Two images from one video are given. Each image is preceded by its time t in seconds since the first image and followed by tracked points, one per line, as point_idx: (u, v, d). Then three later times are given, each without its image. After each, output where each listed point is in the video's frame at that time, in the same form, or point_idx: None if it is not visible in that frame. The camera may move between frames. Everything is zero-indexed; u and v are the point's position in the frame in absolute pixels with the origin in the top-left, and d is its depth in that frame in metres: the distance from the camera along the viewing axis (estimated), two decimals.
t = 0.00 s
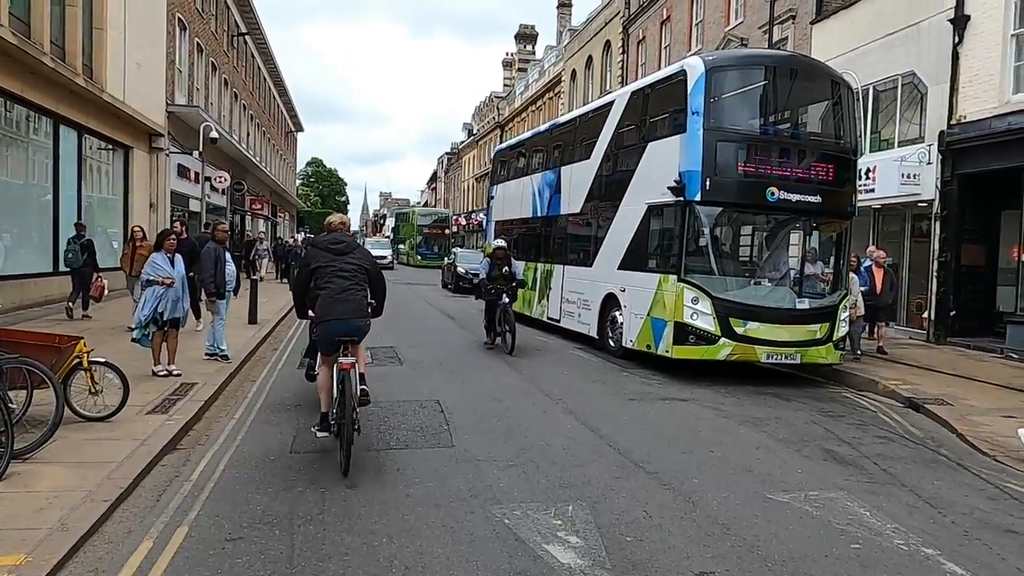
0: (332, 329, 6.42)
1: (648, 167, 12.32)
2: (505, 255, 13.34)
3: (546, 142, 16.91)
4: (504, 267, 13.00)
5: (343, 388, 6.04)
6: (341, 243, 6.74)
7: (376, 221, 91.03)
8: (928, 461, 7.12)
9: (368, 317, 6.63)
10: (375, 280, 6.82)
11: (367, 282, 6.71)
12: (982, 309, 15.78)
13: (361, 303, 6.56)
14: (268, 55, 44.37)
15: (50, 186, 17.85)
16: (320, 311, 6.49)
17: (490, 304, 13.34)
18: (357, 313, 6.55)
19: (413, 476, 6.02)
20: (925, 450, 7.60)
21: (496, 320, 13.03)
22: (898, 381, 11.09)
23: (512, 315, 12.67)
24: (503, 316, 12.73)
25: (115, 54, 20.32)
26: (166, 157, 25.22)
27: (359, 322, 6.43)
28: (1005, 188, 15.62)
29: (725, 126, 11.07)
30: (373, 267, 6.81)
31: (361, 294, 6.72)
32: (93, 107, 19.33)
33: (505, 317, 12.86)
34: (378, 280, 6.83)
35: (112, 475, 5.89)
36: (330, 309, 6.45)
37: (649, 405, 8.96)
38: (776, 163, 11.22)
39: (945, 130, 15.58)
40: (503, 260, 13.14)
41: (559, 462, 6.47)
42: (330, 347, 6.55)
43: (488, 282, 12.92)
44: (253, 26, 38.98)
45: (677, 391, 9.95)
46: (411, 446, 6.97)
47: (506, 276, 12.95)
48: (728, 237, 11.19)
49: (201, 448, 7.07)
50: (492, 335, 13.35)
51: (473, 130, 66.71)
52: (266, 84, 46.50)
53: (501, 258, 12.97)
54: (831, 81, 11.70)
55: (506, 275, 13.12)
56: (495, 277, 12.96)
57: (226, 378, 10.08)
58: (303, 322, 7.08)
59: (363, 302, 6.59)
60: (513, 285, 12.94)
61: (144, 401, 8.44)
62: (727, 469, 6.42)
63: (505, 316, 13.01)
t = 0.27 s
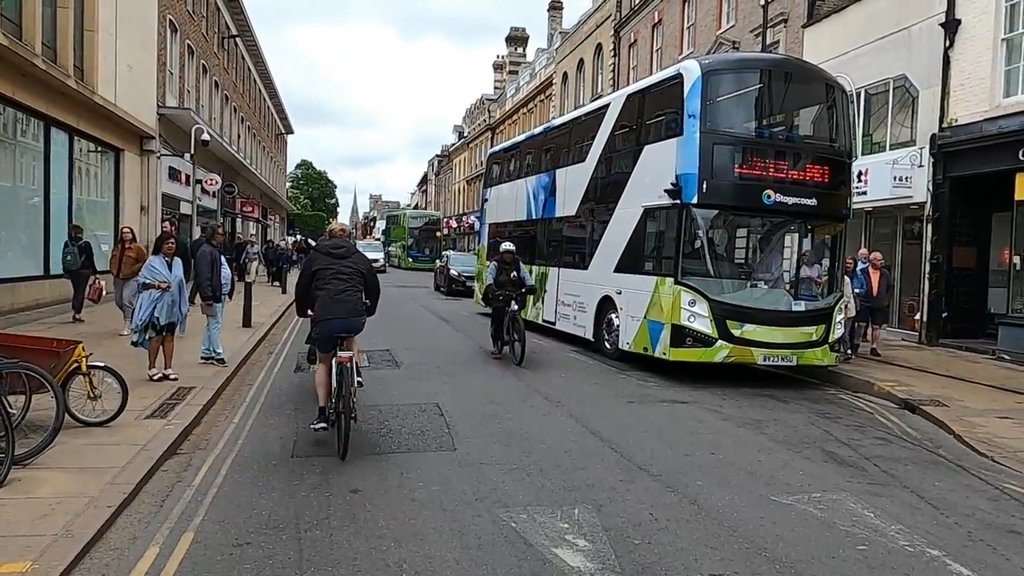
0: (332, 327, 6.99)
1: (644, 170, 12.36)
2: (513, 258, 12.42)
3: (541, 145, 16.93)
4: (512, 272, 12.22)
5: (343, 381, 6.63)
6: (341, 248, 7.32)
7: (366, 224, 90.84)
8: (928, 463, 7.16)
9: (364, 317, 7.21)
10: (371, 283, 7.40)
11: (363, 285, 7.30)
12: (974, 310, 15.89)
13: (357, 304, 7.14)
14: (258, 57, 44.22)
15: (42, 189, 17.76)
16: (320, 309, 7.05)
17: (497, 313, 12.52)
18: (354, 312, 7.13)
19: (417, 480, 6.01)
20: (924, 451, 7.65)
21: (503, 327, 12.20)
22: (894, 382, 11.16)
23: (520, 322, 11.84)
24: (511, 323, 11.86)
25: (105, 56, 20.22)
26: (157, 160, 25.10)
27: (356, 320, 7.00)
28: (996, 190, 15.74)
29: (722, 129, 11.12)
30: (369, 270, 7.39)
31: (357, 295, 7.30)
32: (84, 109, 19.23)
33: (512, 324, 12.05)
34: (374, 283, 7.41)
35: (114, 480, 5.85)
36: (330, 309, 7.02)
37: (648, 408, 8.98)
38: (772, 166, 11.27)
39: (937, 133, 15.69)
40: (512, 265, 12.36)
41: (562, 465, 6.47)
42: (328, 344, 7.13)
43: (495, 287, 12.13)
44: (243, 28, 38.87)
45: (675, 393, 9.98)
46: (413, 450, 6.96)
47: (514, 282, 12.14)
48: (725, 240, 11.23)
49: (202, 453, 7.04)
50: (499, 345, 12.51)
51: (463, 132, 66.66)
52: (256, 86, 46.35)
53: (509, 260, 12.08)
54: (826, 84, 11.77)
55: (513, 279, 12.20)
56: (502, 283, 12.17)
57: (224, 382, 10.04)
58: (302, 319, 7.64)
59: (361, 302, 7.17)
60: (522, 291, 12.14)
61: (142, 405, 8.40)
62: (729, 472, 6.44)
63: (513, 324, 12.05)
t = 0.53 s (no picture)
0: (326, 324, 7.49)
1: (638, 172, 12.39)
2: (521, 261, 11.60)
3: (533, 148, 16.95)
4: (522, 276, 11.46)
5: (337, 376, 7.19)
6: (337, 250, 7.78)
7: (354, 226, 90.64)
8: (926, 463, 7.20)
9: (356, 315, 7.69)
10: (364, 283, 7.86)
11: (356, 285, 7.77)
12: (964, 311, 16.01)
13: (350, 303, 7.62)
14: (246, 60, 44.07)
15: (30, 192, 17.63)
16: (316, 307, 7.54)
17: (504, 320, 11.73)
18: (348, 310, 7.63)
19: (419, 483, 6.00)
20: (921, 451, 7.69)
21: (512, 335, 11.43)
22: (888, 382, 11.22)
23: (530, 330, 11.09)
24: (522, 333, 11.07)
25: (94, 59, 20.10)
26: (146, 163, 24.96)
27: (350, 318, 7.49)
28: (985, 192, 15.86)
29: (716, 131, 11.16)
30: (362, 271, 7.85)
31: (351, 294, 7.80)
32: (72, 112, 19.11)
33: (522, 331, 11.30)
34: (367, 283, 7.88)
35: (115, 485, 5.80)
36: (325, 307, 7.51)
37: (646, 409, 8.99)
38: (767, 168, 11.32)
39: (926, 135, 15.81)
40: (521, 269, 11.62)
41: (563, 467, 6.47)
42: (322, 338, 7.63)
43: (503, 293, 11.37)
44: (231, 30, 38.74)
45: (671, 395, 10.00)
46: (414, 452, 6.94)
47: (524, 286, 11.39)
48: (720, 242, 11.27)
49: (200, 457, 6.99)
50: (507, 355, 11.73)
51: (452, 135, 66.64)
52: (244, 88, 46.21)
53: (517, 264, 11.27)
54: (819, 86, 11.83)
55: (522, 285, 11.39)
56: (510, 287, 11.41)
57: (219, 386, 9.99)
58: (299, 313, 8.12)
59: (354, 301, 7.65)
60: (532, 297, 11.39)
61: (137, 410, 8.34)
62: (731, 473, 6.45)
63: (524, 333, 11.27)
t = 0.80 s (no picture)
0: (315, 322, 7.94)
1: (628, 175, 12.44)
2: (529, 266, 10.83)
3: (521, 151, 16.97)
4: (530, 282, 10.72)
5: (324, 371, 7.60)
6: (325, 254, 8.27)
7: (337, 229, 90.24)
8: (920, 463, 7.26)
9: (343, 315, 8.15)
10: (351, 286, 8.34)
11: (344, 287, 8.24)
12: (948, 311, 16.16)
13: (338, 304, 8.09)
14: (229, 62, 43.82)
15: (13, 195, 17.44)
16: (306, 307, 8.00)
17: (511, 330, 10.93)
18: (336, 310, 8.09)
19: (418, 488, 5.97)
20: (914, 451, 7.76)
21: (520, 346, 10.67)
22: (877, 383, 11.31)
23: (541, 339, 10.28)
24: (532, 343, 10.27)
25: (77, 61, 19.92)
26: (129, 166, 24.76)
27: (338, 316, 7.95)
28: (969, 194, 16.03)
29: (706, 135, 11.22)
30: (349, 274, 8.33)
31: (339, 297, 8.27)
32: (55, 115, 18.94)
33: (531, 341, 10.55)
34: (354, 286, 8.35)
35: (110, 493, 5.74)
36: (314, 307, 7.97)
37: (640, 412, 9.01)
38: (756, 171, 11.39)
39: (910, 138, 15.98)
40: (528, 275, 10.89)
41: (561, 471, 6.47)
42: (311, 337, 8.08)
43: (510, 300, 10.61)
44: (214, 32, 38.51)
45: (663, 397, 10.02)
46: (411, 457, 6.92)
47: (533, 293, 10.66)
48: (711, 244, 11.32)
49: (194, 463, 6.93)
50: (514, 367, 10.97)
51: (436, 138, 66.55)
52: (227, 91, 45.95)
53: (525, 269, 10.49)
54: (807, 90, 11.91)
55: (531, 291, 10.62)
56: (518, 294, 10.66)
57: (209, 391, 9.92)
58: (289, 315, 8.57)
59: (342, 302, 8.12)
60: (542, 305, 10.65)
61: (128, 416, 8.27)
62: (728, 475, 6.47)
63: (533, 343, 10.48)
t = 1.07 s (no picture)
0: (301, 323, 8.38)
1: (617, 179, 12.48)
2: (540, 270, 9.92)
3: (509, 154, 16.97)
4: (540, 288, 9.91)
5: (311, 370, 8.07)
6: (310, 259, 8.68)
7: (320, 232, 89.88)
8: (911, 465, 7.32)
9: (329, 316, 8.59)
10: (336, 289, 8.75)
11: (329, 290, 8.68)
12: (932, 312, 16.32)
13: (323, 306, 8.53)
14: (211, 64, 43.55)
15: None
16: (293, 309, 8.44)
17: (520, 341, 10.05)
18: (321, 311, 8.52)
19: (417, 495, 5.95)
20: (905, 452, 7.82)
21: (530, 357, 9.84)
22: (865, 385, 11.40)
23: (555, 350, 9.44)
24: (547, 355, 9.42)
25: (58, 64, 19.78)
26: (110, 169, 24.53)
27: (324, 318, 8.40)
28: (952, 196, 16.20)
29: (695, 139, 11.27)
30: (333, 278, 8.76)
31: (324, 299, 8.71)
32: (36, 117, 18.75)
33: (543, 353, 9.72)
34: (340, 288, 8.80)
35: (103, 504, 5.66)
36: (301, 309, 8.41)
37: (633, 414, 9.05)
38: (744, 175, 11.45)
39: (894, 141, 16.13)
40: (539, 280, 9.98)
41: (558, 476, 6.47)
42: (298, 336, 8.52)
43: (520, 308, 9.76)
44: (196, 34, 38.28)
45: (655, 400, 10.05)
46: (406, 463, 6.90)
47: (544, 301, 9.84)
48: (700, 248, 11.37)
49: (187, 472, 6.87)
50: (524, 381, 10.12)
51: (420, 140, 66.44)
52: (209, 94, 45.70)
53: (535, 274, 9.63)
54: (793, 94, 12.00)
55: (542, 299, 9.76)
56: (528, 302, 9.84)
57: (197, 398, 9.84)
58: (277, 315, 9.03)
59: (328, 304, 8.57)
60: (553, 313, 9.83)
61: (118, 424, 8.18)
62: (723, 478, 6.50)
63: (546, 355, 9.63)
